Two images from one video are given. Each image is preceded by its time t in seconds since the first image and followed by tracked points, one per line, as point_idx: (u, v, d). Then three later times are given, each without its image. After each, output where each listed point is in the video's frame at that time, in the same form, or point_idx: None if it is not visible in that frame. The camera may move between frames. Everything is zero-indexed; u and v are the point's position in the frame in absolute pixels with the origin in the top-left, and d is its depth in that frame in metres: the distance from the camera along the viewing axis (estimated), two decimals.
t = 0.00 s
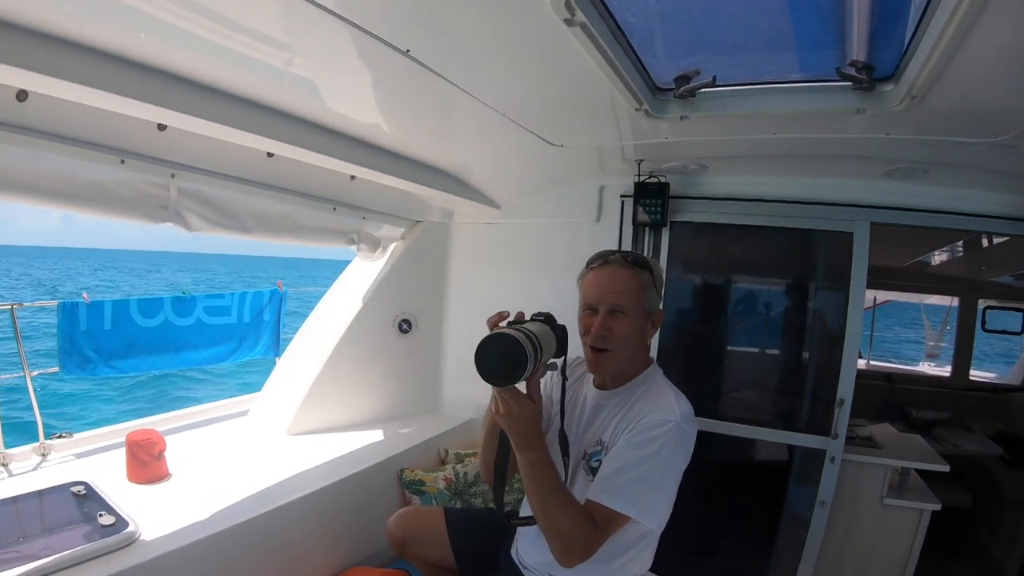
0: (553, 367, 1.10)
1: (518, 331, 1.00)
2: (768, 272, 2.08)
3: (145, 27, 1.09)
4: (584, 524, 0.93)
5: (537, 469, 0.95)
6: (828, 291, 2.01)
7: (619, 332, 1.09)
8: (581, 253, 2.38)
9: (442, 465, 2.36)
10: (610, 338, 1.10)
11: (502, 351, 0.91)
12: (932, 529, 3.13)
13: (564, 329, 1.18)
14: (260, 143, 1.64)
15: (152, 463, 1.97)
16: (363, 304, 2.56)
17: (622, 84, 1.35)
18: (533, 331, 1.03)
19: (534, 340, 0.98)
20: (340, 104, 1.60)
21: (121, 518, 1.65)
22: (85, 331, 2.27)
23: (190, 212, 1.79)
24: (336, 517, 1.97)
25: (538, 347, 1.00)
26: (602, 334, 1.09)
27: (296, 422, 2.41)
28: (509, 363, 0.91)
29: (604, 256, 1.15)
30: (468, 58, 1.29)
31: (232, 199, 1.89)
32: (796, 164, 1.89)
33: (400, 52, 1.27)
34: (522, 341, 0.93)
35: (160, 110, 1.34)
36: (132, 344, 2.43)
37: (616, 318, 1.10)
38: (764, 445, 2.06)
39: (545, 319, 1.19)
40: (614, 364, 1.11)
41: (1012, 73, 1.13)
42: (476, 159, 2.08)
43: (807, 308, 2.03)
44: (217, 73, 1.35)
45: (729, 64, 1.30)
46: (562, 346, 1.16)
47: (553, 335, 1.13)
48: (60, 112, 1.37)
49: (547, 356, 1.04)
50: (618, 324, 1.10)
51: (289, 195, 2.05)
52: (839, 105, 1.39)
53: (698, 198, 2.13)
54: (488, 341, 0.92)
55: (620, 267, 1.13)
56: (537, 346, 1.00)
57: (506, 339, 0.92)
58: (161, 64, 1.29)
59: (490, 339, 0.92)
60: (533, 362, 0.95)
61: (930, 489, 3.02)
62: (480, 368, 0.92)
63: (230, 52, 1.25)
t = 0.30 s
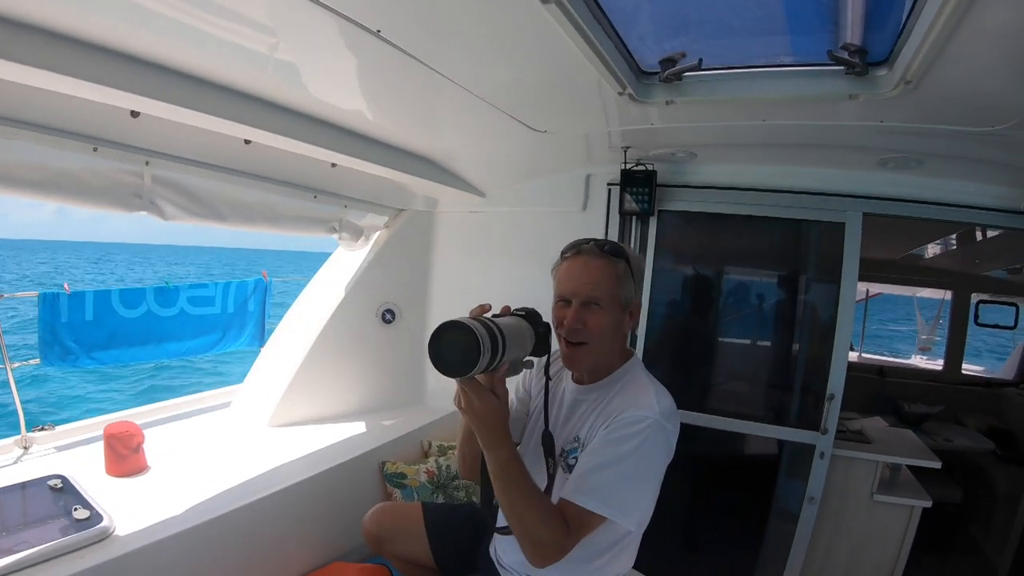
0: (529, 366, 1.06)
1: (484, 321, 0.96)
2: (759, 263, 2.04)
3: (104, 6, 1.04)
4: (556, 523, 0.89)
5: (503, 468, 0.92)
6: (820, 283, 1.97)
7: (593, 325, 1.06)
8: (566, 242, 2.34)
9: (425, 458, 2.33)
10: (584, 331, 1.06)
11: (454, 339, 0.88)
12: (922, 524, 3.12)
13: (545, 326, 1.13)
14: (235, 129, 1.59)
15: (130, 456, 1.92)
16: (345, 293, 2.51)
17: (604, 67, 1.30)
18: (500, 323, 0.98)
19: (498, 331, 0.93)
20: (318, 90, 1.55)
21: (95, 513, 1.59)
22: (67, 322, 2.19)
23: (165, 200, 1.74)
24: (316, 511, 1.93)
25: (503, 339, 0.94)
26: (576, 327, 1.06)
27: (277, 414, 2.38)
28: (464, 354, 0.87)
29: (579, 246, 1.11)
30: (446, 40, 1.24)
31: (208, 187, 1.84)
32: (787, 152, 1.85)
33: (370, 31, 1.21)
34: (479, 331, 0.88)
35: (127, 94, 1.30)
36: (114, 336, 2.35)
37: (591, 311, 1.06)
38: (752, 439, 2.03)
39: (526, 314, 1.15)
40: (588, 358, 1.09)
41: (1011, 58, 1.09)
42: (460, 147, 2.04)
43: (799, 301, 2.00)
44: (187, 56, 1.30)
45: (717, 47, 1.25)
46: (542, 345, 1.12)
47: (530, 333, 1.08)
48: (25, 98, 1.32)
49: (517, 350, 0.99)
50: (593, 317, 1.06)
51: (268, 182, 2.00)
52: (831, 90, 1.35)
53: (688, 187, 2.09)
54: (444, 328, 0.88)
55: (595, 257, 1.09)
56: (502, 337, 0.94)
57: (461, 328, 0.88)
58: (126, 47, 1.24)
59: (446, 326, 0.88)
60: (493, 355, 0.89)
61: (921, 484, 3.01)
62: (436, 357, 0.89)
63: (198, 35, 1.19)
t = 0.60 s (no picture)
0: (491, 345, 1.08)
1: (415, 292, 0.98)
2: (753, 251, 2.01)
3: None
4: (512, 497, 0.89)
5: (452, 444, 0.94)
6: (814, 271, 1.94)
7: (561, 305, 1.09)
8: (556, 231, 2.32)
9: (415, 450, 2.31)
10: (556, 313, 1.09)
11: (371, 308, 0.93)
12: (918, 514, 3.12)
13: (516, 304, 1.14)
14: (217, 118, 1.56)
15: (117, 450, 1.89)
16: (333, 285, 2.48)
17: (591, 49, 1.27)
18: (433, 295, 0.99)
19: (419, 301, 0.95)
20: (301, 79, 1.51)
21: (81, 509, 1.56)
22: (55, 317, 2.16)
23: (148, 191, 1.71)
24: (304, 504, 1.91)
25: (426, 310, 0.95)
26: (544, 307, 1.09)
27: (266, 406, 2.36)
28: (374, 325, 0.92)
29: (557, 229, 1.13)
30: (428, 23, 1.20)
31: (190, 177, 1.80)
32: (779, 137, 1.82)
33: (346, 13, 1.16)
34: (387, 300, 0.91)
35: (102, 83, 1.26)
36: (103, 331, 2.29)
37: (559, 292, 1.09)
38: (746, 429, 2.02)
39: (494, 292, 1.16)
40: (558, 339, 1.11)
41: (1009, 37, 1.06)
42: (448, 135, 2.00)
43: (795, 289, 1.97)
44: (164, 44, 1.26)
45: (706, 27, 1.21)
46: (514, 323, 1.13)
47: (497, 312, 1.10)
48: None
49: (451, 319, 0.99)
50: (561, 298, 1.09)
51: (253, 172, 1.96)
52: (825, 72, 1.31)
53: (680, 172, 2.06)
54: (361, 301, 0.95)
55: (571, 240, 1.11)
56: (425, 307, 0.96)
57: (373, 300, 0.93)
58: (100, 34, 1.20)
59: (364, 298, 0.95)
60: (404, 326, 0.92)
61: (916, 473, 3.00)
62: (358, 329, 0.96)
63: (173, 19, 1.15)
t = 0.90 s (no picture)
0: (480, 329, 1.11)
1: (401, 278, 1.01)
2: (752, 239, 2.00)
3: None
4: (505, 482, 0.91)
5: (446, 428, 0.96)
6: (812, 258, 1.93)
7: (544, 290, 1.11)
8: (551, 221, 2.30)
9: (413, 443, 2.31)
10: (540, 297, 1.12)
11: (357, 296, 0.97)
12: (919, 501, 3.12)
13: (505, 288, 1.15)
14: (208, 113, 1.54)
15: (114, 449, 1.88)
16: (329, 279, 2.47)
17: (580, 35, 1.25)
18: (419, 281, 1.02)
19: (404, 288, 0.98)
20: (291, 72, 1.50)
21: (79, 508, 1.55)
22: (51, 317, 2.13)
23: (139, 188, 1.69)
24: (302, 500, 1.91)
25: (411, 296, 0.98)
26: (529, 292, 1.13)
27: (264, 402, 2.35)
28: (360, 311, 0.96)
29: (546, 217, 1.15)
30: (419, 12, 1.19)
31: (182, 173, 1.79)
32: (775, 123, 1.80)
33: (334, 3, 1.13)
34: (372, 288, 0.94)
35: (89, 79, 1.25)
36: (99, 330, 2.28)
37: (543, 277, 1.11)
38: (744, 418, 2.01)
39: (484, 275, 1.16)
40: (543, 325, 1.13)
41: (1006, 16, 1.04)
42: (441, 126, 1.98)
43: (793, 277, 1.96)
44: (152, 38, 1.25)
45: (697, 11, 1.20)
46: (503, 307, 1.15)
47: (486, 297, 1.12)
48: None
49: (438, 305, 1.02)
50: (544, 283, 1.11)
51: (245, 167, 1.94)
52: (819, 56, 1.30)
53: (676, 160, 2.05)
54: (348, 288, 0.98)
55: (557, 226, 1.13)
56: (410, 294, 0.98)
57: (358, 287, 0.97)
58: (85, 29, 1.18)
59: (350, 285, 0.98)
60: (389, 313, 0.95)
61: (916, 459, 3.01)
62: (346, 314, 1.00)
63: (157, 14, 1.13)
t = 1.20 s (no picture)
0: (481, 319, 1.10)
1: (404, 267, 1.00)
2: (748, 236, 2.00)
3: None
4: (496, 477, 0.90)
5: (443, 418, 0.97)
6: (806, 254, 1.93)
7: (521, 294, 1.13)
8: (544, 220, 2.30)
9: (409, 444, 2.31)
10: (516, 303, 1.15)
11: (359, 283, 0.95)
12: (918, 497, 3.12)
13: (508, 279, 1.10)
14: (199, 118, 1.54)
15: (111, 453, 1.88)
16: (323, 281, 2.48)
17: (566, 35, 1.25)
18: (422, 270, 1.01)
19: (407, 276, 0.97)
20: (280, 77, 1.50)
21: (76, 512, 1.55)
22: (47, 323, 2.13)
23: (131, 193, 1.69)
24: (298, 501, 1.91)
25: (414, 285, 0.97)
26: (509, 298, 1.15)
27: (260, 404, 2.36)
28: (363, 298, 0.94)
29: (516, 225, 1.19)
30: (403, 15, 1.18)
31: (174, 178, 1.79)
32: (766, 120, 1.80)
33: (315, 6, 1.13)
34: (376, 275, 0.93)
35: (78, 87, 1.25)
36: (97, 334, 2.28)
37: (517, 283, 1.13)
38: (740, 415, 2.01)
39: (487, 267, 1.11)
40: (527, 328, 1.15)
41: (993, 10, 1.04)
42: (433, 128, 1.99)
43: (787, 274, 1.96)
44: (140, 46, 1.25)
45: (683, 8, 1.20)
46: (505, 299, 1.11)
47: (488, 288, 1.08)
48: None
49: (440, 295, 1.02)
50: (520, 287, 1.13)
51: (237, 170, 1.94)
52: (807, 51, 1.30)
53: (668, 158, 2.04)
54: (351, 275, 0.97)
55: (526, 233, 1.16)
56: (414, 282, 0.98)
57: (361, 274, 0.95)
58: (73, 38, 1.18)
59: (353, 272, 0.97)
60: (393, 300, 0.94)
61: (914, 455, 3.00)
62: (348, 301, 0.98)
63: (143, 21, 1.13)
